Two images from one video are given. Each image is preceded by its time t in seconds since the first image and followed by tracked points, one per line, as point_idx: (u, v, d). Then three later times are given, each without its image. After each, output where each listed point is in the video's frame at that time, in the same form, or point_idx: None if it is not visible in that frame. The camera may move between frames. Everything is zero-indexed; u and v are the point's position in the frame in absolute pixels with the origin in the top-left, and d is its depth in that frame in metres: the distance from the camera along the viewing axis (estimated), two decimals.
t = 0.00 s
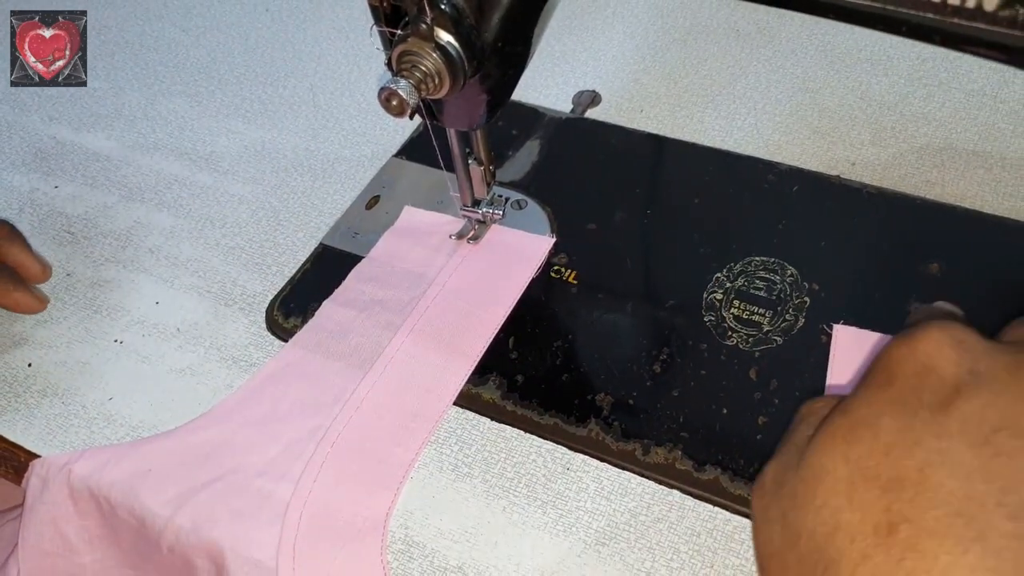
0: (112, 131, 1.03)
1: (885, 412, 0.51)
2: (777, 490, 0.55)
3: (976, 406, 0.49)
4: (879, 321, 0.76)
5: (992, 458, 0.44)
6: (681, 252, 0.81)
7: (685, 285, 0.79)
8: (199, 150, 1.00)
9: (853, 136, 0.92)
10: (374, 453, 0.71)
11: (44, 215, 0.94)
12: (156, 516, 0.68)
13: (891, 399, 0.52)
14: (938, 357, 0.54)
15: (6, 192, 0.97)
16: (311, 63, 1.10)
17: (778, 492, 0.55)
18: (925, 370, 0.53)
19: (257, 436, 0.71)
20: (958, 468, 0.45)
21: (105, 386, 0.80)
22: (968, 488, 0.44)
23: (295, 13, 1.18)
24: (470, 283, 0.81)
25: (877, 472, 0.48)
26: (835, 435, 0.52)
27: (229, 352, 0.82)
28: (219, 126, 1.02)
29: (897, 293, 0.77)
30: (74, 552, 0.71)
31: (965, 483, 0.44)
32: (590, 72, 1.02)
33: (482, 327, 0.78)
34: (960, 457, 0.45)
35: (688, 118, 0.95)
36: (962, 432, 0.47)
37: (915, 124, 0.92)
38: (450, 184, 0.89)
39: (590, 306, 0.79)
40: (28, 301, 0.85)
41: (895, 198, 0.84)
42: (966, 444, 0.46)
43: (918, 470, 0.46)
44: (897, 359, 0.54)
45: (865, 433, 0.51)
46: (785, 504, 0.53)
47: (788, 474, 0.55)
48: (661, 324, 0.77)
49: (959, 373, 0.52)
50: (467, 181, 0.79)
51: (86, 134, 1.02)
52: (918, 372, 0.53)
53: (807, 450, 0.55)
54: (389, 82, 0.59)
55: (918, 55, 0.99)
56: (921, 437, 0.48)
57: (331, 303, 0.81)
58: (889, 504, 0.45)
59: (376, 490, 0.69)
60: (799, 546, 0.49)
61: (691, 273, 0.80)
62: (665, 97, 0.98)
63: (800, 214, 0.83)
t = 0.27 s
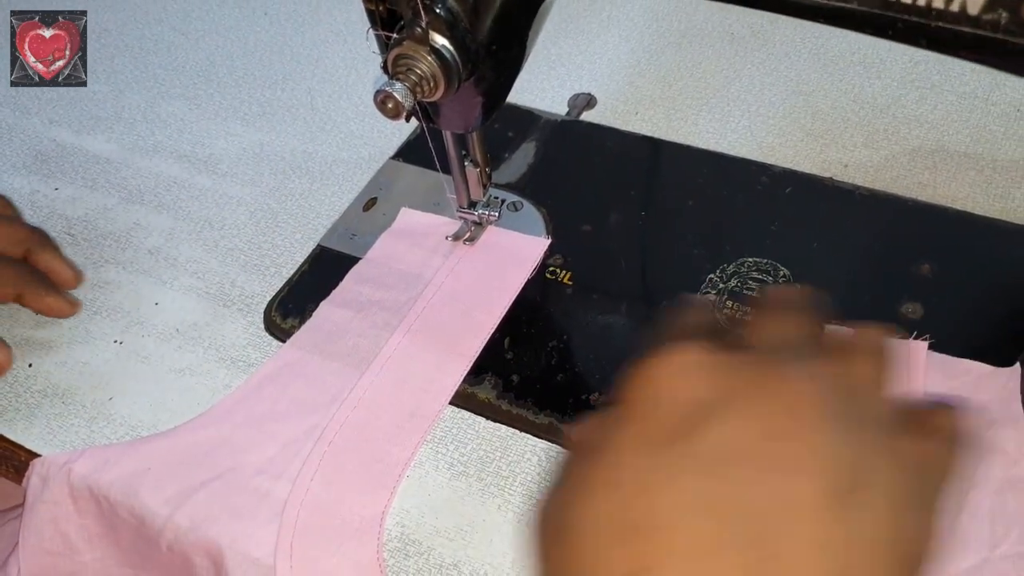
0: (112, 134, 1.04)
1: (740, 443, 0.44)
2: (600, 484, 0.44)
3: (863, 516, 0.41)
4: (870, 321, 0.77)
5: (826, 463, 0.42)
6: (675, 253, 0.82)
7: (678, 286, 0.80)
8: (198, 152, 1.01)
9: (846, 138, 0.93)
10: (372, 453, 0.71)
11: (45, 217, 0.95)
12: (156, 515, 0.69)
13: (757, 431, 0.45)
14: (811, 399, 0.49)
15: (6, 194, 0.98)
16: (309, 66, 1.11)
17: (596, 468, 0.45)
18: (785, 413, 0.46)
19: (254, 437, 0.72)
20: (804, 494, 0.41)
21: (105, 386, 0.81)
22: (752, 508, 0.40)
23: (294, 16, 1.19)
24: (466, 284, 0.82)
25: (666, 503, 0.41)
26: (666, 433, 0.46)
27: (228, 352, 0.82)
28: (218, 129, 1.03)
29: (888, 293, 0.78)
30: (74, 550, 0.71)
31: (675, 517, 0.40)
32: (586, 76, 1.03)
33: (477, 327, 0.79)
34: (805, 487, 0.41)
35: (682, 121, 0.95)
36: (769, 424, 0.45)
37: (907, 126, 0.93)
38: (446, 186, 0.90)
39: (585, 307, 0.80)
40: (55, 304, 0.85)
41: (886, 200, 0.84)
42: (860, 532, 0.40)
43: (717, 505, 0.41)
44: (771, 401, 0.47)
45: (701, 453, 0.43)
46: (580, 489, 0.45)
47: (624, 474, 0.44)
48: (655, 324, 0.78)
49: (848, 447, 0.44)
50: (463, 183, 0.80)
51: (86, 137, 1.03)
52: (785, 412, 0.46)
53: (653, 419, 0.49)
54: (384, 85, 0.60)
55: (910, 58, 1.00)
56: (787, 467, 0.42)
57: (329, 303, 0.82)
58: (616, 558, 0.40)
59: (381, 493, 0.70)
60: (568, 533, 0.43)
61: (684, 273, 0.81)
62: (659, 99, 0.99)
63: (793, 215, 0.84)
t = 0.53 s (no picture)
0: (114, 137, 1.04)
1: (479, 492, 0.53)
2: (366, 531, 0.55)
3: (578, 522, 0.53)
4: (866, 323, 0.77)
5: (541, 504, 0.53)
6: (672, 256, 0.83)
7: (675, 288, 0.80)
8: (200, 155, 1.01)
9: (842, 142, 0.93)
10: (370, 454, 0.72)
11: (47, 219, 0.96)
12: (159, 516, 0.69)
13: (465, 476, 0.54)
14: (559, 450, 0.59)
15: (8, 197, 0.99)
16: (309, 69, 1.12)
17: (425, 495, 0.54)
18: (505, 456, 0.55)
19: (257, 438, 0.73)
20: (513, 518, 0.52)
21: (108, 386, 0.81)
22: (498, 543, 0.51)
23: (294, 20, 1.20)
24: (466, 285, 0.82)
25: (517, 530, 0.51)
26: (386, 484, 0.56)
27: (229, 354, 0.83)
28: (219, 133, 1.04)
29: (884, 296, 0.79)
30: (76, 550, 0.72)
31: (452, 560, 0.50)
32: (585, 80, 1.04)
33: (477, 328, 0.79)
34: (517, 519, 0.52)
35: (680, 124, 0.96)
36: (490, 475, 0.54)
37: (903, 130, 0.94)
38: (445, 189, 0.91)
39: (583, 309, 0.80)
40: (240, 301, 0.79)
41: (882, 203, 0.85)
42: (561, 536, 0.52)
43: (429, 558, 0.50)
44: (500, 442, 0.56)
45: (403, 498, 0.54)
46: (366, 530, 0.55)
47: (381, 521, 0.54)
48: (653, 326, 0.78)
49: (549, 481, 0.55)
50: (463, 186, 0.80)
51: (88, 140, 1.04)
52: (493, 462, 0.55)
53: (383, 461, 0.58)
54: (384, 90, 0.61)
55: (907, 62, 1.01)
56: (498, 498, 0.53)
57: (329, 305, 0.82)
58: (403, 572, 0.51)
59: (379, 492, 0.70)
60: None
61: (682, 276, 0.81)
62: (657, 103, 0.99)
63: (790, 218, 0.85)
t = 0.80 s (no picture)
0: (115, 142, 1.05)
1: (472, 505, 0.57)
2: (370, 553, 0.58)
3: (568, 517, 0.57)
4: (864, 327, 0.78)
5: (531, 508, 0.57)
6: (671, 260, 0.83)
7: (674, 292, 0.81)
8: (201, 159, 1.02)
9: (840, 146, 0.94)
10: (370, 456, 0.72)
11: (49, 223, 0.96)
12: (158, 519, 0.69)
13: (457, 492, 0.57)
14: (543, 453, 0.62)
15: (10, 201, 0.99)
16: (310, 74, 1.12)
17: (418, 517, 0.57)
18: (491, 468, 0.58)
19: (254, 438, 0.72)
20: (507, 522, 0.56)
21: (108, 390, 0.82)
22: (499, 545, 0.55)
23: (295, 25, 1.20)
24: (466, 289, 0.82)
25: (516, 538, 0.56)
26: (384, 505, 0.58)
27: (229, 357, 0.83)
28: (221, 137, 1.04)
29: (882, 300, 0.79)
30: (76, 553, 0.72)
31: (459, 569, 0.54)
32: (584, 84, 1.04)
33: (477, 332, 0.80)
34: (511, 524, 0.56)
35: (679, 129, 0.97)
36: (482, 487, 0.58)
37: (900, 134, 0.94)
38: (446, 193, 0.91)
39: (583, 313, 0.81)
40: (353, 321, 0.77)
41: (880, 207, 0.86)
42: (553, 527, 0.56)
43: (434, 566, 0.54)
44: (487, 453, 0.59)
45: (403, 518, 0.57)
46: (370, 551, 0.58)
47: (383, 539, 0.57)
48: (652, 330, 0.79)
49: (536, 482, 0.58)
50: (463, 190, 0.81)
51: (90, 144, 1.05)
52: (482, 475, 0.58)
53: (379, 486, 0.60)
54: (385, 95, 0.61)
55: (905, 67, 1.02)
56: (491, 503, 0.57)
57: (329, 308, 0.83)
58: None
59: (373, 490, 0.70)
60: None
61: (681, 280, 0.82)
62: (656, 107, 1.00)
63: (789, 222, 0.85)
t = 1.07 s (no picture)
0: (116, 151, 1.05)
1: (471, 518, 0.58)
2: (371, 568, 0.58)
3: (567, 529, 0.58)
4: (864, 336, 0.78)
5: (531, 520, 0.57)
6: (671, 269, 0.83)
7: (674, 302, 0.81)
8: (201, 168, 1.02)
9: (839, 155, 0.94)
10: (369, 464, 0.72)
11: (50, 232, 0.96)
12: (157, 528, 0.69)
13: (456, 506, 0.58)
14: (541, 463, 0.63)
15: (10, 210, 0.99)
16: (310, 82, 1.13)
17: (419, 532, 0.58)
18: (490, 482, 0.59)
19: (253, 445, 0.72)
20: (507, 534, 0.57)
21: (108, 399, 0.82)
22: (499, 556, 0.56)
23: (295, 34, 1.21)
24: (466, 297, 0.82)
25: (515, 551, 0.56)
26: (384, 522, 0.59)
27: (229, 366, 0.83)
28: (221, 146, 1.04)
29: (881, 309, 0.79)
30: (75, 562, 0.72)
31: None
32: (583, 93, 1.04)
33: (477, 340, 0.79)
34: (511, 537, 0.57)
35: (678, 138, 0.97)
36: (480, 499, 0.58)
37: (899, 143, 0.95)
38: (446, 202, 0.91)
39: (582, 321, 0.81)
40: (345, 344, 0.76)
41: (879, 216, 0.86)
42: (552, 538, 0.57)
43: None
44: (485, 466, 0.60)
45: (403, 534, 0.58)
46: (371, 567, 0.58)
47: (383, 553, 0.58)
48: (651, 339, 0.79)
49: (534, 493, 0.59)
50: (463, 199, 0.81)
51: (90, 152, 1.05)
52: (480, 487, 0.59)
53: (379, 503, 0.61)
54: (384, 105, 0.61)
55: (904, 76, 1.02)
56: (490, 516, 0.58)
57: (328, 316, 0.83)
58: None
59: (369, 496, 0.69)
60: None
61: (681, 289, 0.82)
62: (656, 116, 1.00)
63: (788, 231, 0.85)
